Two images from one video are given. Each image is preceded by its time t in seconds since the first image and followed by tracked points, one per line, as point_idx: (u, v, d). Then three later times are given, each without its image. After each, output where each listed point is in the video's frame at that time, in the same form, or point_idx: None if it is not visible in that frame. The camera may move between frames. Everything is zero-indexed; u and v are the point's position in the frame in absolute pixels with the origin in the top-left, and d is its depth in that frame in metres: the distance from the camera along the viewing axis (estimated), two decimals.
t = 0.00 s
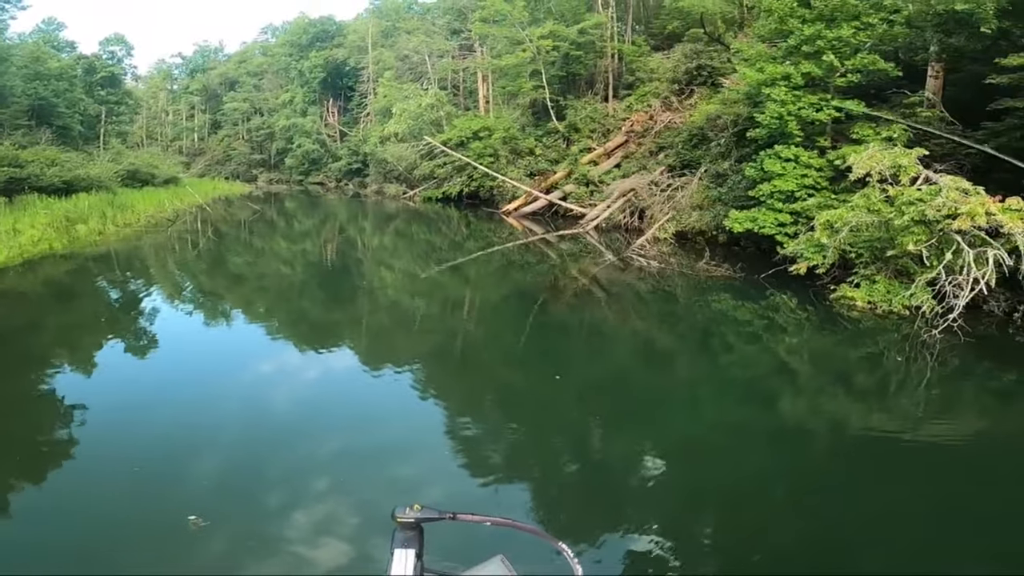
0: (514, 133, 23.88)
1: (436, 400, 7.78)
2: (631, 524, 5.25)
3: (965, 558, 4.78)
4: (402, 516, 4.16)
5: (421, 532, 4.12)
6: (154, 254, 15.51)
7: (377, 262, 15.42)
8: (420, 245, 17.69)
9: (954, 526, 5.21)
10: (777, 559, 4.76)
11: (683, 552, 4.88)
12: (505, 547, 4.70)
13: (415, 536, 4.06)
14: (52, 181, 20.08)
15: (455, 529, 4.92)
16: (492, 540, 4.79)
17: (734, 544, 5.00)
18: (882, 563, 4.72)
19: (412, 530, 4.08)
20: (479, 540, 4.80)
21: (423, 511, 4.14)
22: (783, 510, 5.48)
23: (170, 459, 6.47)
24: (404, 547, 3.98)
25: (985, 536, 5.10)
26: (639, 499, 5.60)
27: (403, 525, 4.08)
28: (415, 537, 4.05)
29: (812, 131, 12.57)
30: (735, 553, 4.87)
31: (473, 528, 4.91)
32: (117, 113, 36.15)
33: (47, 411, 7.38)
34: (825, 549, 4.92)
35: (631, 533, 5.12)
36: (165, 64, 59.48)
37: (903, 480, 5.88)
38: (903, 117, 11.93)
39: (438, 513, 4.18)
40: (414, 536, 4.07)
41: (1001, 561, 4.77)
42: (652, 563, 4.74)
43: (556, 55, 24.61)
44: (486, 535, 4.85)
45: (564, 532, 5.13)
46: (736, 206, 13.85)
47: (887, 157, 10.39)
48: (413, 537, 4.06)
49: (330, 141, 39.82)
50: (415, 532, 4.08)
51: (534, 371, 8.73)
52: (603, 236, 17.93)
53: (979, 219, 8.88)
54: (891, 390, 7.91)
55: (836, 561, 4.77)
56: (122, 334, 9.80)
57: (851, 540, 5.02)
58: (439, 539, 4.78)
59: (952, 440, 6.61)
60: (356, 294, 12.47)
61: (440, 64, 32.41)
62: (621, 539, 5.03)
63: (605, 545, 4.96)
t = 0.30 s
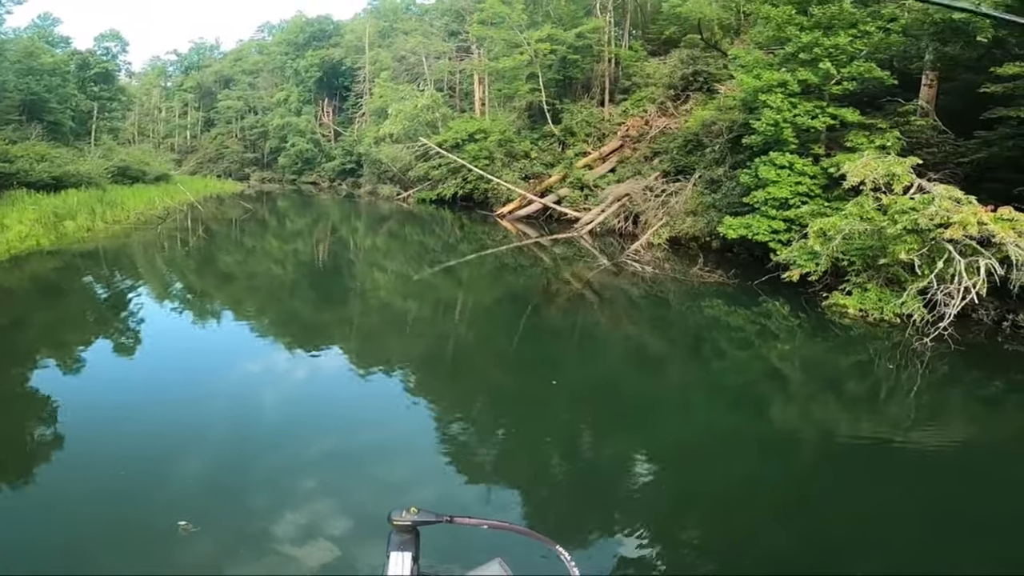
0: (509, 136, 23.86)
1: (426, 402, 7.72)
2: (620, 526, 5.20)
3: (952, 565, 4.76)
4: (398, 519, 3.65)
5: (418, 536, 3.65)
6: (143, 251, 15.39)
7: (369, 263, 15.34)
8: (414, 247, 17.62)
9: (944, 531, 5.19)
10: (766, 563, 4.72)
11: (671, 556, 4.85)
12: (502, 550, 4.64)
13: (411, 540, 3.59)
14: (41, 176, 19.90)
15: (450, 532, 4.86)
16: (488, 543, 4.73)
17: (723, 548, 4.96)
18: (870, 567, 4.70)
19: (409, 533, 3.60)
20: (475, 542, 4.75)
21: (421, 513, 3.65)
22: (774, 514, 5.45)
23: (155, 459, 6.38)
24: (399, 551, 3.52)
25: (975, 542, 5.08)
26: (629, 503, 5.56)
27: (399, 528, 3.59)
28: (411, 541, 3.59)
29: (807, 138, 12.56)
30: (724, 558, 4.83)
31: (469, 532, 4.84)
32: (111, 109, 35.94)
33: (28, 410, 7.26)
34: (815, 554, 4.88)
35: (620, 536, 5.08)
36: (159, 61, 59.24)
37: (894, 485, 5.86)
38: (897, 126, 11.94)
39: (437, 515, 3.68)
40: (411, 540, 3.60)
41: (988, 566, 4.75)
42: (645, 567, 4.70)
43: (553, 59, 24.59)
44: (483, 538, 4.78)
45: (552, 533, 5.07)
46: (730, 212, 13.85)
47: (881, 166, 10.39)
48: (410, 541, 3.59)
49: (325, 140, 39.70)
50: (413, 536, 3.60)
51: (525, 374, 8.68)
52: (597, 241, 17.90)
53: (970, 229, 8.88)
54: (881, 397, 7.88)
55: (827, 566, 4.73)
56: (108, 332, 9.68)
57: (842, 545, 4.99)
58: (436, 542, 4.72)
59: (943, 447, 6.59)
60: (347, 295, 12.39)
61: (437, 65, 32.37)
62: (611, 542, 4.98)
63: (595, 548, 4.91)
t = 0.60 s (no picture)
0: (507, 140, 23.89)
1: (420, 405, 7.68)
2: (613, 532, 5.18)
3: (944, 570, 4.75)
4: (394, 522, 3.43)
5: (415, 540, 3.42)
6: (136, 251, 15.32)
7: (364, 265, 15.29)
8: (409, 250, 17.58)
9: (937, 537, 5.18)
10: (758, 568, 4.70)
11: (664, 560, 4.82)
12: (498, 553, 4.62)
13: (408, 543, 3.35)
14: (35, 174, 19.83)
15: (445, 535, 4.84)
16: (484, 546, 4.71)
17: (716, 553, 4.95)
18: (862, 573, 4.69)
19: (405, 537, 3.37)
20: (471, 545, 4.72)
21: (417, 517, 3.36)
22: (767, 519, 5.43)
23: (143, 458, 6.33)
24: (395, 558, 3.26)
25: (968, 547, 5.07)
26: (622, 508, 5.53)
27: (396, 532, 3.37)
28: (408, 545, 3.35)
29: (804, 147, 12.56)
30: (716, 563, 4.80)
31: (464, 536, 4.81)
32: (107, 108, 35.82)
33: (16, 409, 7.19)
34: (807, 560, 4.86)
35: (613, 541, 5.05)
36: (158, 60, 59.18)
37: (887, 491, 5.85)
38: (894, 135, 11.96)
39: (433, 519, 3.40)
40: (408, 544, 3.37)
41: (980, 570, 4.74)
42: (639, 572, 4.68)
43: (553, 64, 24.61)
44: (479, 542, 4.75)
45: (545, 536, 5.05)
46: (726, 220, 13.87)
47: (878, 175, 10.41)
48: (407, 545, 3.36)
49: (322, 142, 39.69)
50: (409, 539, 3.38)
51: (519, 379, 8.64)
52: (593, 247, 17.90)
53: (966, 238, 8.88)
54: (875, 405, 7.84)
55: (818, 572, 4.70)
56: (98, 332, 9.61)
57: (835, 551, 4.98)
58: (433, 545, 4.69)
59: (936, 453, 6.58)
60: (342, 297, 12.34)
61: (436, 69, 32.39)
62: (604, 547, 4.96)
63: (587, 554, 4.88)
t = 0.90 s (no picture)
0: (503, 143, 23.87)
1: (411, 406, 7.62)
2: (603, 535, 5.12)
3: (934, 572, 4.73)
4: (388, 525, 3.54)
5: (407, 543, 3.53)
6: (125, 250, 15.17)
7: (357, 267, 15.21)
8: (403, 252, 17.50)
9: (929, 540, 5.15)
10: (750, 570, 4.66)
11: (655, 563, 4.77)
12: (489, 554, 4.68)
13: (401, 547, 3.48)
14: (24, 171, 19.62)
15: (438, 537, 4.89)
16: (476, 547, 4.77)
17: (708, 556, 4.90)
18: None
19: (398, 540, 3.50)
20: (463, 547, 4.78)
21: (410, 520, 3.54)
22: (759, 522, 5.39)
23: (128, 459, 6.23)
24: (389, 559, 3.42)
25: (959, 548, 5.05)
26: (614, 510, 5.48)
27: (388, 535, 3.49)
28: (401, 548, 3.48)
29: (798, 151, 12.54)
30: (707, 566, 4.76)
31: (457, 537, 4.88)
32: (100, 106, 35.59)
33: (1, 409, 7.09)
34: (799, 562, 4.83)
35: (605, 543, 5.00)
36: (152, 59, 58.99)
37: (878, 493, 5.82)
38: (887, 140, 11.96)
39: (426, 523, 3.58)
40: (401, 547, 3.48)
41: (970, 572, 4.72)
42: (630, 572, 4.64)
43: (549, 66, 24.58)
44: (471, 543, 4.82)
45: (535, 539, 4.99)
46: (720, 224, 13.85)
47: (871, 180, 10.41)
48: (399, 547, 3.48)
49: (315, 142, 39.54)
50: (402, 542, 3.49)
51: (512, 381, 8.59)
52: (587, 250, 17.87)
53: (958, 244, 8.89)
54: (868, 409, 7.82)
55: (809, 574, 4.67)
56: (86, 331, 9.51)
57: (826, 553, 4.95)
58: (425, 546, 4.73)
59: (927, 456, 6.56)
60: (334, 299, 12.26)
61: (431, 70, 32.32)
62: (595, 548, 4.93)
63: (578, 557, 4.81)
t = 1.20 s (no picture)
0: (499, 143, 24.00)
1: (404, 407, 7.56)
2: (597, 537, 5.08)
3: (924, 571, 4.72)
4: (382, 525, 3.56)
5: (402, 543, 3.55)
6: (116, 248, 15.06)
7: (350, 266, 15.13)
8: (396, 251, 17.43)
9: (923, 541, 5.13)
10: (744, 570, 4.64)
11: (651, 563, 4.73)
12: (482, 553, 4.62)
13: (396, 546, 3.49)
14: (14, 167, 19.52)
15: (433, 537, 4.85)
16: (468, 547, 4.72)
17: (702, 555, 4.88)
18: None
19: (393, 540, 3.51)
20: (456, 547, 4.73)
21: (404, 520, 3.53)
22: (754, 522, 5.36)
23: (118, 459, 6.14)
24: (382, 559, 3.41)
25: (952, 549, 5.04)
26: (608, 512, 5.45)
27: (383, 534, 3.50)
28: (396, 548, 3.49)
29: (793, 154, 12.52)
30: (701, 566, 4.72)
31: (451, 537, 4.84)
32: (92, 103, 35.38)
33: None
34: (793, 562, 4.80)
35: (597, 544, 4.96)
36: (145, 55, 58.66)
37: (872, 495, 5.80)
38: (881, 143, 11.94)
39: (421, 522, 3.58)
40: (396, 547, 3.49)
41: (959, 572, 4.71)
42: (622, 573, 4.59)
43: (546, 67, 24.53)
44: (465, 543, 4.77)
45: (529, 540, 4.95)
46: (715, 227, 13.84)
47: (865, 184, 10.39)
48: (394, 547, 3.49)
49: (309, 141, 39.36)
50: (396, 543, 3.50)
51: (506, 382, 8.54)
52: (582, 252, 17.83)
53: (952, 248, 8.86)
54: (860, 411, 7.80)
55: None
56: (74, 330, 9.41)
57: (821, 554, 4.92)
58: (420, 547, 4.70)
59: (919, 458, 6.54)
60: (326, 298, 12.18)
61: (427, 70, 32.24)
62: (589, 549, 4.89)
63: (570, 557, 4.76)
